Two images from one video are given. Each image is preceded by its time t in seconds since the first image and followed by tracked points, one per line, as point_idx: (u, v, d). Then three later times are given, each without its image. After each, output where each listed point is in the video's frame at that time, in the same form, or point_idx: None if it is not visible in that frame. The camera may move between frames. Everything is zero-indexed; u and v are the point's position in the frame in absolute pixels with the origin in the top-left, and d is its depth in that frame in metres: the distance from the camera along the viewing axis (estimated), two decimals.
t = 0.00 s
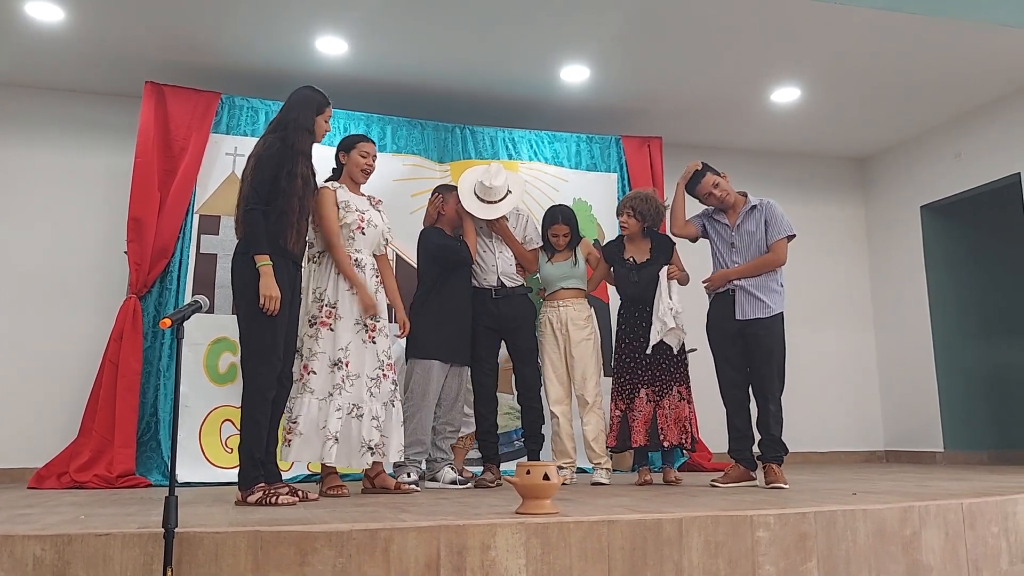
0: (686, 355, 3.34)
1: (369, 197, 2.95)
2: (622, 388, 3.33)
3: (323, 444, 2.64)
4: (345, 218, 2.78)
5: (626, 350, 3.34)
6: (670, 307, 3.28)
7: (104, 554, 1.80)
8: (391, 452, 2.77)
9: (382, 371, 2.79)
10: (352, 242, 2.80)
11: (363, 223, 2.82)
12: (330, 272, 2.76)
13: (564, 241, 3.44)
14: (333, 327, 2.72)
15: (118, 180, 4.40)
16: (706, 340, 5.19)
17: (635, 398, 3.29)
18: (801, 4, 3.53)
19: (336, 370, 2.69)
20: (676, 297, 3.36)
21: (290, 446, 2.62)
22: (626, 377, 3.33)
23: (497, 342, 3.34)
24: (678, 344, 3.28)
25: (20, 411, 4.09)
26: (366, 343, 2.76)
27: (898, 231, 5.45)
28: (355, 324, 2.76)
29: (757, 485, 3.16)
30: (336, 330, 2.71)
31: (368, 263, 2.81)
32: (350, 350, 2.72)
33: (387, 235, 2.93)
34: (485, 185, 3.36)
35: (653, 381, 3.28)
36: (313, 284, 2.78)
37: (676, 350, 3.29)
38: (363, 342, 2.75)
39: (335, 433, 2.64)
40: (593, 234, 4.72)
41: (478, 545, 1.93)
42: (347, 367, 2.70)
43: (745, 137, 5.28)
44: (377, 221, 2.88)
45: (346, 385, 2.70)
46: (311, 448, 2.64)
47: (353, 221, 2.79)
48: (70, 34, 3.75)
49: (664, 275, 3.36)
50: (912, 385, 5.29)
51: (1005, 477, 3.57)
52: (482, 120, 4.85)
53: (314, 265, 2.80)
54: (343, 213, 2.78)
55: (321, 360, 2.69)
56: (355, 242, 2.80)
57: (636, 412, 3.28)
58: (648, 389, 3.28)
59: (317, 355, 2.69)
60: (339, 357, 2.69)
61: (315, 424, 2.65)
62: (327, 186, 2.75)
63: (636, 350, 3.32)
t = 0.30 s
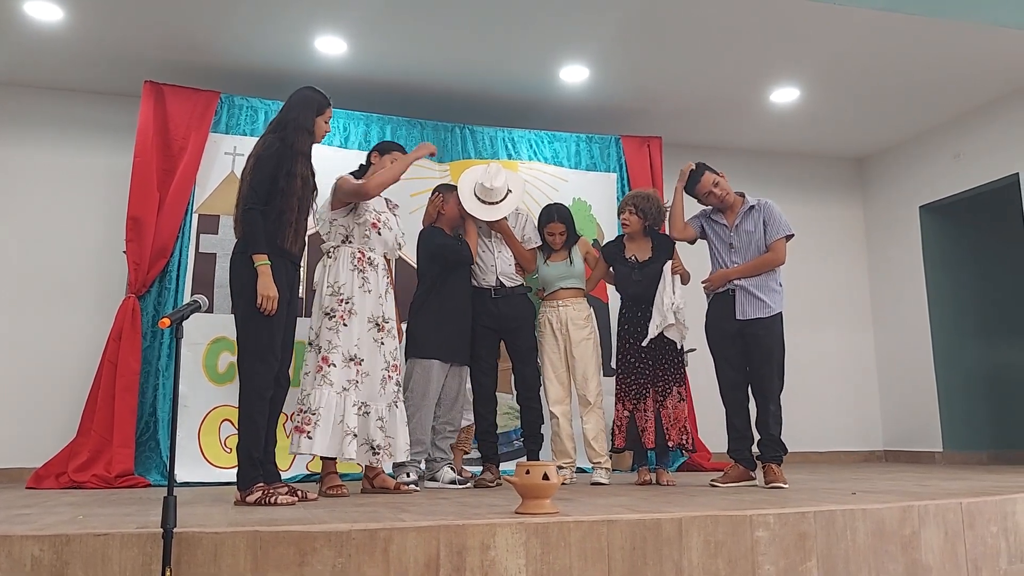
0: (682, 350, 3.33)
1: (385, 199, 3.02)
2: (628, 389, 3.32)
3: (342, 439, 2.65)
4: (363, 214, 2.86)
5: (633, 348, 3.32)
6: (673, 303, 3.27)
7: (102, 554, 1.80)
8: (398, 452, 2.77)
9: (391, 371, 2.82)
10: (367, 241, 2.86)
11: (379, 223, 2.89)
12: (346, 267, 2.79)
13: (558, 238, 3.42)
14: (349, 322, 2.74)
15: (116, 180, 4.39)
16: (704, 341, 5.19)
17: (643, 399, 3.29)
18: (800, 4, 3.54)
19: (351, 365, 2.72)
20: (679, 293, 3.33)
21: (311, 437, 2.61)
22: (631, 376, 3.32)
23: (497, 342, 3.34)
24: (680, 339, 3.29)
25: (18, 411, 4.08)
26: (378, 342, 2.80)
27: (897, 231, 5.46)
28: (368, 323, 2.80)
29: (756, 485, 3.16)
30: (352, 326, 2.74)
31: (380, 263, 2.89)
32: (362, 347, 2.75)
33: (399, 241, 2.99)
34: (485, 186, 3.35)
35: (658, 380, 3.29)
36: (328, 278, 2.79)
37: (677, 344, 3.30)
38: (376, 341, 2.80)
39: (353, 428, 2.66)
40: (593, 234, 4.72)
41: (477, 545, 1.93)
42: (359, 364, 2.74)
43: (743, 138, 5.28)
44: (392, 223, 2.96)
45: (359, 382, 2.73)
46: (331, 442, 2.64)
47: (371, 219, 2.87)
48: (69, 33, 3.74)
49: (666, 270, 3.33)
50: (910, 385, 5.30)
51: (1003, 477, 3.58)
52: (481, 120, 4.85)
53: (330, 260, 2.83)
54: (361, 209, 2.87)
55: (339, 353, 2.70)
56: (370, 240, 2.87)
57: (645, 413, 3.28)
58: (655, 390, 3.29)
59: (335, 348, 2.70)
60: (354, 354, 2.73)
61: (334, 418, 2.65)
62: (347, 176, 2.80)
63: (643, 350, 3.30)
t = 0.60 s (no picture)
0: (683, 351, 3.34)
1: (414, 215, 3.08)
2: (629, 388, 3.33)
3: (348, 445, 2.71)
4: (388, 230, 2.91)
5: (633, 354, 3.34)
6: (685, 301, 3.26)
7: (100, 554, 1.80)
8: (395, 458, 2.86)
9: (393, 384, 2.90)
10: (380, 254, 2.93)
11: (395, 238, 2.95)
12: (357, 275, 2.85)
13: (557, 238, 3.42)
14: (358, 331, 2.80)
15: (115, 179, 4.39)
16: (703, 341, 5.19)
17: (645, 399, 3.30)
18: (799, 5, 3.54)
19: (358, 374, 2.78)
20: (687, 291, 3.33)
21: (313, 435, 2.65)
22: (630, 376, 3.33)
23: (495, 342, 3.35)
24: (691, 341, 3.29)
25: (16, 410, 4.07)
26: (383, 354, 2.87)
27: (896, 232, 5.46)
28: (374, 334, 2.87)
29: (754, 485, 3.16)
30: (359, 336, 2.80)
31: (388, 275, 2.95)
32: (369, 359, 2.83)
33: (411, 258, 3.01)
34: (486, 187, 3.35)
35: (662, 382, 3.30)
36: (340, 280, 2.84)
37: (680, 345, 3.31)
38: (382, 352, 2.87)
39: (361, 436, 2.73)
40: (592, 235, 4.72)
41: (475, 545, 1.93)
42: (365, 374, 2.81)
43: (743, 139, 5.28)
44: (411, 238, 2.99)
45: (365, 392, 2.80)
46: (337, 445, 2.68)
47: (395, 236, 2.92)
48: (68, 33, 3.74)
49: (671, 269, 3.31)
50: (909, 386, 5.30)
51: (1000, 478, 3.58)
52: (480, 120, 4.85)
53: (342, 262, 2.87)
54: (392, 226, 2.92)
55: (348, 360, 2.76)
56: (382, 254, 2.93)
57: (646, 413, 3.29)
58: (658, 391, 3.29)
59: (344, 355, 2.75)
60: (362, 364, 2.80)
61: (338, 421, 2.70)
62: (382, 197, 2.87)
63: (646, 352, 3.31)
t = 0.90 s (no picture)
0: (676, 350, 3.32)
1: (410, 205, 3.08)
2: (620, 388, 3.27)
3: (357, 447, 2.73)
4: (395, 226, 2.92)
5: (624, 355, 3.29)
6: (680, 303, 3.25)
7: (99, 554, 1.80)
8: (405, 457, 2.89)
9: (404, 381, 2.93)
10: (394, 251, 2.93)
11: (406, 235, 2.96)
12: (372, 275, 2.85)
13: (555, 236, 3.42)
14: (373, 330, 2.83)
15: (114, 179, 4.39)
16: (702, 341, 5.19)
17: (637, 399, 3.24)
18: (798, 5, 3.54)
19: (371, 374, 2.80)
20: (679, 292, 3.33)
21: (324, 442, 2.68)
22: (622, 376, 3.27)
23: (495, 342, 3.36)
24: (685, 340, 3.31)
25: (15, 410, 4.07)
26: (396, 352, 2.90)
27: (894, 232, 5.47)
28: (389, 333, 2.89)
29: (754, 485, 3.17)
30: (376, 335, 2.83)
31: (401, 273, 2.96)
32: (383, 357, 2.85)
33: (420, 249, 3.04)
34: (486, 188, 3.35)
35: (657, 382, 3.25)
36: (353, 284, 2.86)
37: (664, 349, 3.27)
38: (394, 350, 2.89)
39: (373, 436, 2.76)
40: (591, 235, 4.72)
41: (475, 545, 1.93)
42: (376, 372, 2.82)
43: (742, 139, 5.28)
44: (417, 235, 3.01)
45: (376, 390, 2.81)
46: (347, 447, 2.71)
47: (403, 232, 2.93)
48: (66, 32, 3.73)
49: (663, 271, 3.32)
50: (907, 386, 5.31)
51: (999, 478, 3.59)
52: (480, 120, 4.85)
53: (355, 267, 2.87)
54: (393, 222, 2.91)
55: (360, 362, 2.77)
56: (395, 251, 2.94)
57: (638, 414, 3.23)
58: (649, 391, 3.25)
59: (356, 357, 2.77)
60: (375, 363, 2.82)
61: (350, 425, 2.72)
62: (382, 192, 2.85)
63: (638, 351, 3.27)
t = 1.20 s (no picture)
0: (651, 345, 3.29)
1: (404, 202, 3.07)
2: (605, 388, 3.27)
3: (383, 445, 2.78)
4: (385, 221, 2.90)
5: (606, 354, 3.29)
6: (646, 298, 3.20)
7: (98, 554, 1.80)
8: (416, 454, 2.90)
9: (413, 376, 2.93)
10: (391, 246, 2.91)
11: (401, 229, 2.94)
12: (373, 272, 2.85)
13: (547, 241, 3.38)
14: (379, 327, 2.81)
15: (113, 178, 4.38)
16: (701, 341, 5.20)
17: (619, 398, 3.24)
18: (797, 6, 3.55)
19: (382, 370, 2.80)
20: (657, 287, 3.26)
21: (359, 443, 2.72)
22: (606, 375, 3.28)
23: (493, 342, 3.36)
24: (656, 335, 3.23)
25: (13, 410, 4.07)
26: (401, 349, 2.89)
27: (893, 232, 5.48)
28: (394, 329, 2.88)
29: (753, 485, 3.17)
30: (381, 331, 2.81)
31: (403, 267, 2.95)
32: (388, 354, 2.83)
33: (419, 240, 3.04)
34: (486, 188, 3.35)
35: (639, 382, 3.24)
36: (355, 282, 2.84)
37: (651, 341, 3.26)
38: (399, 346, 2.88)
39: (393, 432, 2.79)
40: (590, 235, 4.72)
41: (474, 545, 1.93)
42: (384, 368, 2.81)
43: (741, 139, 5.29)
44: (411, 229, 3.00)
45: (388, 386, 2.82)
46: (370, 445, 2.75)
47: (393, 223, 2.91)
48: (65, 32, 3.73)
49: (643, 262, 3.28)
50: (906, 387, 5.32)
51: (998, 479, 3.59)
52: (479, 120, 4.85)
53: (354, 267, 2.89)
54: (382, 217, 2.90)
55: (372, 359, 2.78)
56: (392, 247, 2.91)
57: (620, 413, 3.22)
58: (632, 390, 3.24)
59: (369, 354, 2.78)
60: (383, 359, 2.81)
61: (374, 423, 2.76)
62: (365, 188, 2.87)
63: (620, 350, 3.26)
